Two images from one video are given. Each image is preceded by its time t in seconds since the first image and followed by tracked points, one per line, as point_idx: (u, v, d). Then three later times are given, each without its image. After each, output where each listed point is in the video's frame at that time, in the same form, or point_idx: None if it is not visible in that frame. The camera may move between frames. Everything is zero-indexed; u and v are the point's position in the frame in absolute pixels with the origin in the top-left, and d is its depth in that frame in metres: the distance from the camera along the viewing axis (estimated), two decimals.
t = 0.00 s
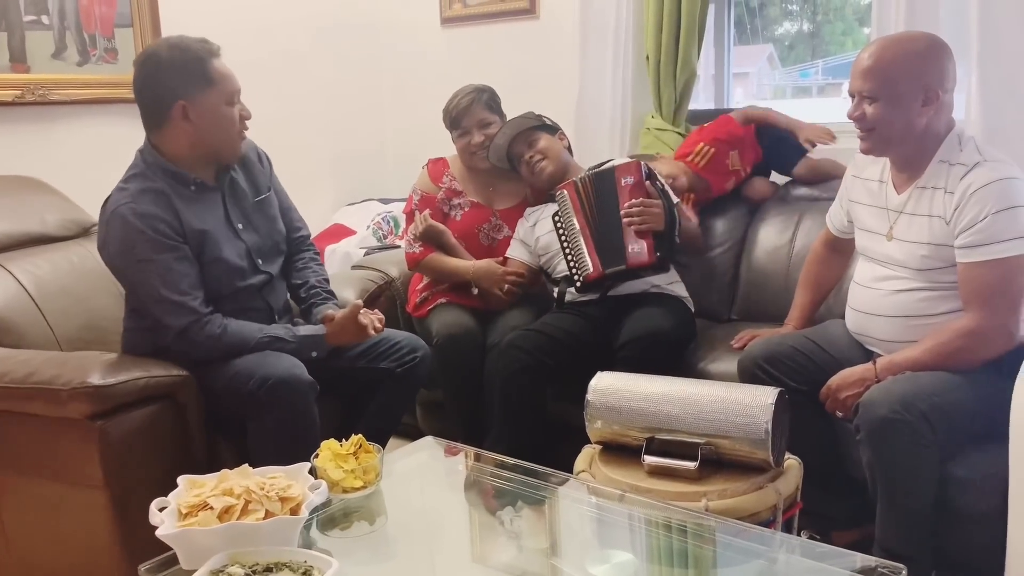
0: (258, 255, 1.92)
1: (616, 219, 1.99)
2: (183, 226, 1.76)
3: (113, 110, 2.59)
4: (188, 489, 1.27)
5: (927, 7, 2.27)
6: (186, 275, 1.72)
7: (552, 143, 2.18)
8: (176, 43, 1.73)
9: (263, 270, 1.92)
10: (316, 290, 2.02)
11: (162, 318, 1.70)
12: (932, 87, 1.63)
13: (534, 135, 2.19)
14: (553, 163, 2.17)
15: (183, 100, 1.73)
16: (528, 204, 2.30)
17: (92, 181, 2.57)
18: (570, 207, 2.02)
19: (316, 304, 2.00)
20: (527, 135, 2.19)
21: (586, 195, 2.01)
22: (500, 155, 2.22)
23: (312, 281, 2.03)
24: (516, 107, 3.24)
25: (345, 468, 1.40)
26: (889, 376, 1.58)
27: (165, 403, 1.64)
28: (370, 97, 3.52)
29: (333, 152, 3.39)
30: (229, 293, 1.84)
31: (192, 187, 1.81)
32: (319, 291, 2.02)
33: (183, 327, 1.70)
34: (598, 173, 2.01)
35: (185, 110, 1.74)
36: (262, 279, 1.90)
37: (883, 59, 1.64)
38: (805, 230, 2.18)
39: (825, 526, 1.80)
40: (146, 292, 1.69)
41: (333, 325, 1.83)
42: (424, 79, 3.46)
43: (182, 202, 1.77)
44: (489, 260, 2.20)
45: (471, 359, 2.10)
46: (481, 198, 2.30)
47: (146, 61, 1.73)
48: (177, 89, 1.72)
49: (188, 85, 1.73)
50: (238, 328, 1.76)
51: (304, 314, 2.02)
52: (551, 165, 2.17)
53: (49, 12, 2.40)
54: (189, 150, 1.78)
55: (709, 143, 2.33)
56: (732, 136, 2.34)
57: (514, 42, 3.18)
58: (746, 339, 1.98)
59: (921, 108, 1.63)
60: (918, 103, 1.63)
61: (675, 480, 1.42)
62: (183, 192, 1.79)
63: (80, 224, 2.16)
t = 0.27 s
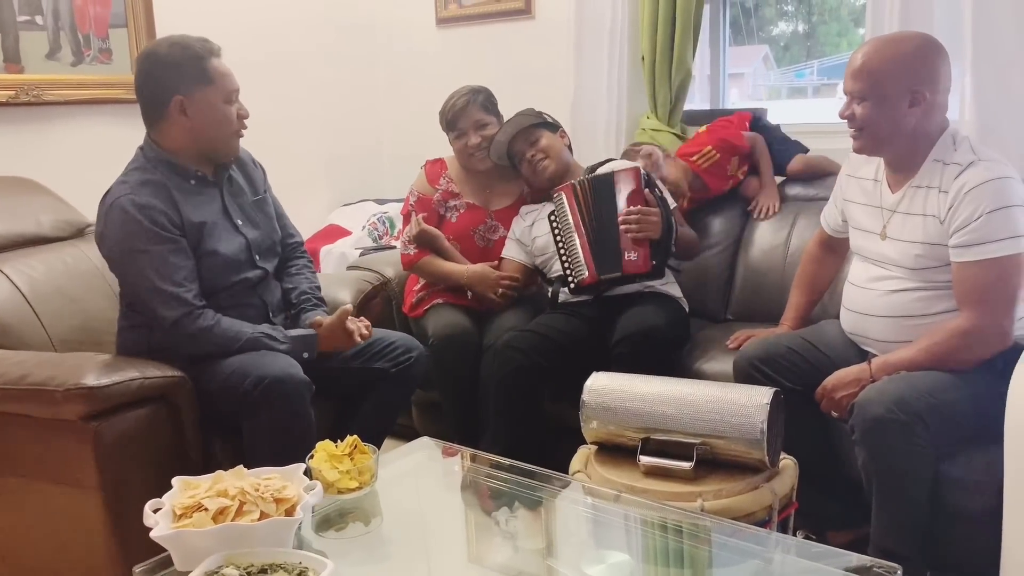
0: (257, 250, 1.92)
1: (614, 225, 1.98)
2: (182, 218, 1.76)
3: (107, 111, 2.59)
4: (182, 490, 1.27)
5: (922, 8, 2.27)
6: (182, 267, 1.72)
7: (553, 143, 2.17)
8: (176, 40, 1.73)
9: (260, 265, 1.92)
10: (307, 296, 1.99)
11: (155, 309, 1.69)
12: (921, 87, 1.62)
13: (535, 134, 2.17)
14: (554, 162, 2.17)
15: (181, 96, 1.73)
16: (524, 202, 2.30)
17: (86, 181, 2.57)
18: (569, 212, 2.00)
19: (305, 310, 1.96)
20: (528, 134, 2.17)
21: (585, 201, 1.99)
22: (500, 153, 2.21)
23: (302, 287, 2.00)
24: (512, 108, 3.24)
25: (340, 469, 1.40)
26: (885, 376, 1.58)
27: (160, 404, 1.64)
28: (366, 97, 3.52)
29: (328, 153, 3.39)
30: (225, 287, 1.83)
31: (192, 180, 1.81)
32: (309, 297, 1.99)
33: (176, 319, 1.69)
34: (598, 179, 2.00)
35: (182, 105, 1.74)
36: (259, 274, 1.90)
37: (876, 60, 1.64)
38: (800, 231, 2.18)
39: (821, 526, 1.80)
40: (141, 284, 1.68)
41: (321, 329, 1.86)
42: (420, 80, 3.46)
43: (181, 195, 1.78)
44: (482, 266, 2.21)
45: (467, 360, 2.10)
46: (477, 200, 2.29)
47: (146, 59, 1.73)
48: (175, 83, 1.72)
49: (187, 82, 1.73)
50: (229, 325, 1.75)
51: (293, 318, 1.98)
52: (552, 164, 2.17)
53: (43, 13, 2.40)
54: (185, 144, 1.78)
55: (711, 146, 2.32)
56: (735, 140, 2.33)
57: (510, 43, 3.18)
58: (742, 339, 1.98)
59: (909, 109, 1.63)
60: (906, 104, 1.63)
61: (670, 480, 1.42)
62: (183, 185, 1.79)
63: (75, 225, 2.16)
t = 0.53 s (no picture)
0: (259, 247, 1.92)
1: (609, 229, 1.99)
2: (185, 212, 1.76)
3: (105, 110, 2.58)
4: (180, 491, 1.27)
5: (919, 8, 2.27)
6: (181, 260, 1.71)
7: (569, 143, 2.14)
8: (185, 37, 1.75)
9: (262, 262, 1.91)
10: (307, 291, 2.00)
11: (152, 300, 1.69)
12: (916, 87, 1.62)
13: (553, 131, 2.13)
14: (564, 161, 2.15)
15: (186, 87, 1.74)
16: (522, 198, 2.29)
17: (84, 181, 2.56)
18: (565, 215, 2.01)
19: (305, 305, 1.97)
20: (545, 130, 2.13)
21: (581, 204, 2.00)
22: (512, 138, 2.17)
23: (302, 284, 2.01)
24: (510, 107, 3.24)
25: (338, 469, 1.39)
26: (883, 375, 1.58)
27: (158, 404, 1.64)
28: (364, 97, 3.51)
29: (326, 153, 3.38)
30: (225, 282, 1.83)
31: (197, 175, 1.81)
32: (310, 292, 2.00)
33: (173, 311, 1.69)
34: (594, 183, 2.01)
35: (187, 97, 1.75)
36: (259, 270, 1.90)
37: (874, 59, 1.64)
38: (798, 230, 2.18)
39: (818, 525, 1.80)
40: (140, 275, 1.68)
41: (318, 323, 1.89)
42: (418, 79, 3.45)
43: (185, 189, 1.78)
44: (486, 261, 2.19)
45: (466, 359, 2.09)
46: (474, 199, 2.28)
47: (155, 52, 1.74)
48: (180, 76, 1.73)
49: (194, 75, 1.74)
50: (223, 318, 1.74)
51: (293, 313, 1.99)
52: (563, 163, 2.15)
53: (41, 12, 2.39)
54: (189, 137, 1.79)
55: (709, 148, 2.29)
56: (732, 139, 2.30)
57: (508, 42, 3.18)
58: (740, 338, 1.98)
59: (904, 108, 1.63)
60: (902, 104, 1.63)
61: (668, 480, 1.42)
62: (188, 179, 1.79)
63: (72, 224, 2.15)
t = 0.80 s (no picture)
0: (259, 244, 1.91)
1: (606, 236, 1.98)
2: (181, 202, 1.75)
3: (104, 111, 2.58)
4: (180, 491, 1.27)
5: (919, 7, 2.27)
6: (175, 249, 1.71)
7: (587, 147, 2.11)
8: (197, 35, 1.77)
9: (260, 259, 1.91)
10: (307, 291, 1.99)
11: (143, 288, 1.69)
12: (914, 87, 1.62)
13: (576, 128, 2.08)
14: (575, 161, 2.12)
15: (192, 82, 1.75)
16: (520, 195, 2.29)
17: (83, 182, 2.56)
18: (563, 219, 1.99)
19: (303, 304, 1.97)
20: (570, 125, 2.07)
21: (577, 208, 1.98)
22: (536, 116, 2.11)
23: (305, 284, 2.01)
24: (509, 107, 3.23)
25: (338, 469, 1.39)
26: (882, 374, 1.58)
27: (157, 404, 1.64)
28: (363, 96, 3.51)
29: (326, 153, 3.38)
30: (221, 275, 1.82)
31: (199, 169, 1.82)
32: (309, 292, 1.99)
33: (163, 298, 1.68)
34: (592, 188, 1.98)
35: (191, 92, 1.75)
36: (257, 267, 1.89)
37: (873, 56, 1.64)
38: (797, 230, 2.19)
39: (818, 525, 1.80)
40: (132, 261, 1.68)
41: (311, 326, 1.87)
42: (417, 79, 3.45)
43: (183, 181, 1.78)
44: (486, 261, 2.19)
45: (466, 359, 2.09)
46: (469, 200, 2.27)
47: (163, 48, 1.75)
48: (185, 73, 1.74)
49: (200, 71, 1.75)
50: (213, 311, 1.72)
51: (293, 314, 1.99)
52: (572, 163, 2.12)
53: (40, 13, 2.39)
54: (193, 132, 1.79)
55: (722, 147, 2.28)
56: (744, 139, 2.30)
57: (507, 42, 3.18)
58: (740, 338, 1.98)
59: (903, 108, 1.63)
60: (900, 104, 1.63)
61: (668, 479, 1.42)
62: (188, 172, 1.80)
63: (72, 225, 2.15)
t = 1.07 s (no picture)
0: (260, 251, 1.91)
1: (598, 242, 1.98)
2: (186, 209, 1.76)
3: (104, 112, 2.58)
4: (180, 492, 1.27)
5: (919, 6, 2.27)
6: (178, 255, 1.71)
7: (594, 148, 2.10)
8: (199, 38, 1.76)
9: (261, 266, 1.91)
10: (306, 301, 1.98)
11: (145, 294, 1.68)
12: (911, 87, 1.62)
13: (585, 127, 2.07)
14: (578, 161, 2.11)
15: (194, 89, 1.74)
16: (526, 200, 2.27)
17: (83, 183, 2.57)
18: (555, 225, 1.99)
19: (300, 315, 1.95)
20: (580, 123, 2.07)
21: (568, 213, 1.98)
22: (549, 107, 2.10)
23: (302, 294, 2.00)
24: (509, 107, 3.23)
25: (338, 470, 1.39)
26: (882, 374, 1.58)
27: (157, 406, 1.64)
28: (363, 97, 3.51)
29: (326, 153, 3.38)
30: (223, 281, 1.83)
31: (203, 175, 1.82)
32: (308, 303, 1.98)
33: (166, 305, 1.68)
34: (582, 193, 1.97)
35: (195, 98, 1.75)
36: (258, 274, 1.89)
37: (872, 56, 1.64)
38: (797, 231, 2.19)
39: (818, 525, 1.80)
40: (135, 267, 1.68)
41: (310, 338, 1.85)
42: (417, 79, 3.45)
43: (188, 187, 1.78)
44: (490, 268, 2.20)
45: (467, 359, 2.09)
46: (478, 205, 2.25)
47: (167, 54, 1.75)
48: (189, 78, 1.74)
49: (202, 77, 1.74)
50: (216, 319, 1.73)
51: (291, 323, 1.98)
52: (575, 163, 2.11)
53: (40, 14, 2.39)
54: (198, 138, 1.79)
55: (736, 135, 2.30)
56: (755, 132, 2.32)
57: (507, 42, 3.18)
58: (739, 338, 1.98)
59: (901, 107, 1.63)
60: (899, 103, 1.63)
61: (668, 479, 1.42)
62: (193, 178, 1.80)
63: (72, 226, 2.16)
